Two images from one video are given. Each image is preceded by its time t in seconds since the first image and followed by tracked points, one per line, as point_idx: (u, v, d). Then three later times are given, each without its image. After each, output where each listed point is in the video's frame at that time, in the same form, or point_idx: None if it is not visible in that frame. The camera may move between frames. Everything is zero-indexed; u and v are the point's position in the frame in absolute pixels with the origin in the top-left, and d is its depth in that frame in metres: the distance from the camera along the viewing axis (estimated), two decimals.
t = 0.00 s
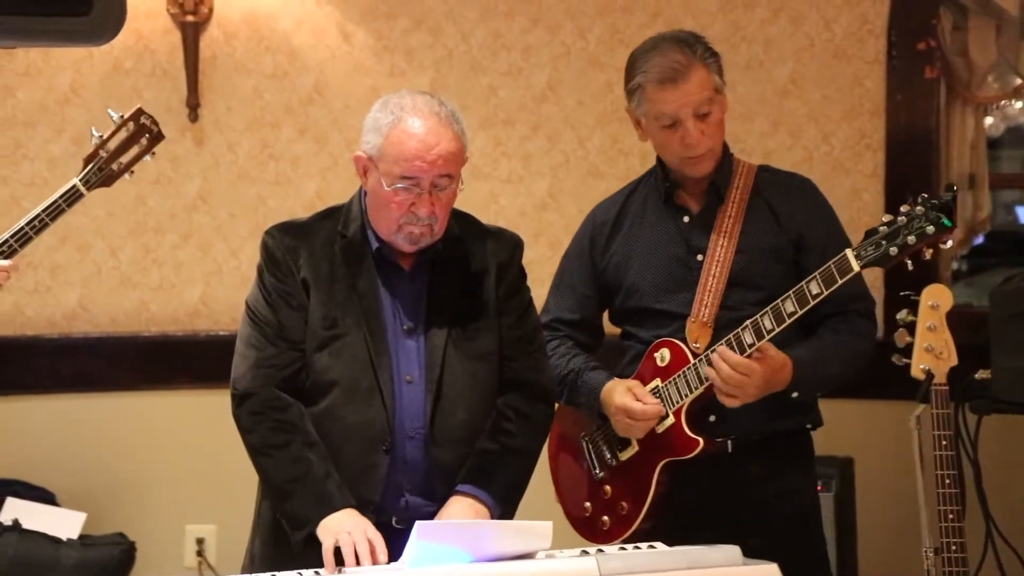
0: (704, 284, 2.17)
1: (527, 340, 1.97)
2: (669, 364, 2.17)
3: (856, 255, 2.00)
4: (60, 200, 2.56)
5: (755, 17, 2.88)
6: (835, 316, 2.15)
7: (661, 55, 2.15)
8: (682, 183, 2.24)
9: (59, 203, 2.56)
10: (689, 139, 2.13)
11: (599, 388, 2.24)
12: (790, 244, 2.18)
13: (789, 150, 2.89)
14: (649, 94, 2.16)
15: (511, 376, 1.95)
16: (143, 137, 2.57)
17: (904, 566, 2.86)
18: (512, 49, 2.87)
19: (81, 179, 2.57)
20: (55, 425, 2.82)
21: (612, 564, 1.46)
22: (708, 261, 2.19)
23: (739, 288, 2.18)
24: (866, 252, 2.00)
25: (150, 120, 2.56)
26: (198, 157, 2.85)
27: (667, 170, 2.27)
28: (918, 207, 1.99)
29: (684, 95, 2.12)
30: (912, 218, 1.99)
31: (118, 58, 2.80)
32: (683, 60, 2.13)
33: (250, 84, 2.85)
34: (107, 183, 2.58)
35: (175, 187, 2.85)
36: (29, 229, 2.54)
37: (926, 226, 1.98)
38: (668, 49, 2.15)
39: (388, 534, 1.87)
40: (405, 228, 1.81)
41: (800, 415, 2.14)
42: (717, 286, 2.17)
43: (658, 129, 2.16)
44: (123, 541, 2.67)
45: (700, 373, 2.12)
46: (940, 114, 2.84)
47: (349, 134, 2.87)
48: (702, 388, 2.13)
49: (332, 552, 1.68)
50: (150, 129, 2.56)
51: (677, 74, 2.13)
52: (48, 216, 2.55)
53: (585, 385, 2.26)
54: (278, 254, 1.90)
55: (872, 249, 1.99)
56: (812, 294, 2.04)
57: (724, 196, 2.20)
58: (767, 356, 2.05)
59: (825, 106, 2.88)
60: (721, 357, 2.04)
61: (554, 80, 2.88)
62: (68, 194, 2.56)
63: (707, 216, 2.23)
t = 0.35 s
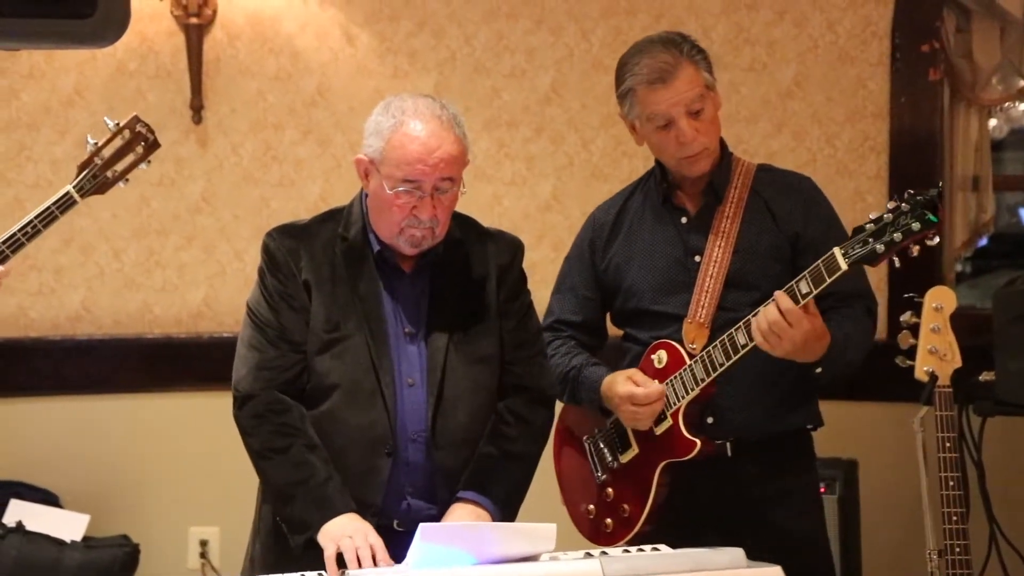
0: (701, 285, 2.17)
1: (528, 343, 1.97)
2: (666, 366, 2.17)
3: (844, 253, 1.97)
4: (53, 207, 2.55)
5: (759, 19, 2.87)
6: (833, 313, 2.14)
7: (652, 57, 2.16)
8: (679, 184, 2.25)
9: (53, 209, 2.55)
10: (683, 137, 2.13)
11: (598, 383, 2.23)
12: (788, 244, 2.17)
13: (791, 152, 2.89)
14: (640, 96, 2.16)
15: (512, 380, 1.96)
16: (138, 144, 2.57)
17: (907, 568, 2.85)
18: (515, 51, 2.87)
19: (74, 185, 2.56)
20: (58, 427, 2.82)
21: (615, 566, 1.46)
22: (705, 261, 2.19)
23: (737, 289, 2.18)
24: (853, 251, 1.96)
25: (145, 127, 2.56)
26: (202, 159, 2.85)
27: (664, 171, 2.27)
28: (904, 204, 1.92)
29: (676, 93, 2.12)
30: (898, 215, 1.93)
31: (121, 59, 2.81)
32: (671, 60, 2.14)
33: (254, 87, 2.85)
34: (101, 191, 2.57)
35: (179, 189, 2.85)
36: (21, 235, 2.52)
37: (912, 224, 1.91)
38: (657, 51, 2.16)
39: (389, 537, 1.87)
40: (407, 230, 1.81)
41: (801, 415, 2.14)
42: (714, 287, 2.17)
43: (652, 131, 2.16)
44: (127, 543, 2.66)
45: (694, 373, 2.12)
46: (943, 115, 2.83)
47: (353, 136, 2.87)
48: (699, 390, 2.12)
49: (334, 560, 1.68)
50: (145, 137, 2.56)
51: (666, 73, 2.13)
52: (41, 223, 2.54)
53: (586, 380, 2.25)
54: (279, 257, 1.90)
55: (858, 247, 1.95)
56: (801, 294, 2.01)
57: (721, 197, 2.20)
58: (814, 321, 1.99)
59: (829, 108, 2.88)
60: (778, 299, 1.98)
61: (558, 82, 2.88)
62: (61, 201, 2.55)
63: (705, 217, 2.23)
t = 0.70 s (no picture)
0: (710, 289, 2.18)
1: (530, 347, 1.98)
2: (673, 370, 2.16)
3: (856, 264, 1.97)
4: (39, 207, 2.55)
5: (760, 20, 2.87)
6: (842, 321, 2.13)
7: (668, 60, 2.15)
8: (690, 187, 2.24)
9: (39, 211, 2.55)
10: (695, 143, 2.13)
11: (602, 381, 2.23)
12: (797, 251, 2.17)
13: (792, 154, 2.89)
14: (654, 99, 2.16)
15: (514, 383, 1.96)
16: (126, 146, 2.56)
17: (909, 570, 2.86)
18: (516, 53, 2.87)
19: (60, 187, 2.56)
20: (59, 429, 2.82)
21: (616, 568, 1.46)
22: (714, 266, 2.19)
23: (744, 294, 2.18)
24: (866, 261, 1.96)
25: (133, 130, 2.56)
26: (203, 161, 2.85)
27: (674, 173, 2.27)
28: (918, 215, 1.93)
29: (691, 98, 2.12)
30: (912, 226, 1.93)
31: (122, 61, 2.81)
32: (687, 65, 2.14)
33: (255, 88, 2.85)
34: (87, 194, 2.56)
35: (180, 191, 2.86)
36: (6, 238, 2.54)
37: (926, 236, 1.91)
38: (675, 54, 2.15)
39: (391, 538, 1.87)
40: (409, 234, 1.81)
41: (806, 422, 2.14)
42: (722, 292, 2.17)
43: (665, 135, 2.16)
44: (128, 545, 2.66)
45: (702, 378, 2.12)
46: (944, 117, 2.84)
47: (354, 138, 2.87)
48: (706, 394, 2.12)
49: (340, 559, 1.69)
50: (133, 139, 2.56)
51: (682, 78, 2.13)
52: (26, 223, 2.55)
53: (589, 379, 2.25)
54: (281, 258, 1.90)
55: (871, 258, 1.95)
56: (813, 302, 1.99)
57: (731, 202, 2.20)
58: (829, 328, 1.99)
59: (830, 110, 2.88)
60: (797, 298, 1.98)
61: (559, 84, 2.88)
62: (47, 202, 2.55)
63: (714, 221, 2.22)
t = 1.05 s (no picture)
0: (727, 290, 2.18)
1: (537, 349, 1.98)
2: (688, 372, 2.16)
3: (889, 274, 2.00)
4: (27, 205, 2.56)
5: (762, 22, 2.87)
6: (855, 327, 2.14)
7: (697, 59, 2.15)
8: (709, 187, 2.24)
9: (24, 209, 2.55)
10: (723, 142, 2.13)
11: (614, 377, 2.22)
12: (812, 255, 2.18)
13: (794, 156, 2.89)
14: (684, 95, 2.15)
15: (522, 385, 1.96)
16: (108, 144, 2.55)
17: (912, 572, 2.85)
18: (518, 55, 2.87)
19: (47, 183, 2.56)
20: (60, 431, 2.82)
21: (617, 568, 1.46)
22: (730, 268, 2.19)
23: (760, 296, 2.18)
24: (898, 270, 2.00)
25: (115, 127, 2.54)
26: (205, 162, 2.85)
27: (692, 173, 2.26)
28: (953, 227, 2.00)
29: (722, 96, 2.12)
30: (946, 239, 2.00)
31: (124, 63, 2.81)
32: (721, 63, 2.13)
33: (256, 90, 2.85)
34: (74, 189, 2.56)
35: (182, 193, 2.86)
36: None
37: (962, 247, 1.98)
38: (703, 53, 2.15)
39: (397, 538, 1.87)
40: (414, 235, 1.81)
41: (815, 428, 2.15)
42: (738, 294, 2.17)
43: (692, 131, 2.15)
44: (129, 548, 2.65)
45: (721, 381, 2.13)
46: (947, 119, 2.83)
47: (356, 140, 2.87)
48: (723, 398, 2.14)
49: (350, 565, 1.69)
50: (115, 136, 2.54)
51: (716, 76, 2.12)
52: (14, 221, 2.55)
53: (600, 375, 2.24)
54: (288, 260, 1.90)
55: (904, 266, 1.99)
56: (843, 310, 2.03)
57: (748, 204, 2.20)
58: (858, 336, 1.99)
59: (832, 112, 2.88)
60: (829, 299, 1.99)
61: (561, 86, 2.87)
62: (35, 199, 2.56)
63: (730, 223, 2.22)
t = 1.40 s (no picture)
0: (745, 292, 2.19)
1: (541, 350, 1.99)
2: (707, 374, 2.16)
3: (918, 277, 2.01)
4: (22, 197, 2.55)
5: (763, 24, 2.87)
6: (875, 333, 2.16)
7: (723, 59, 2.15)
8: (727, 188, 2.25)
9: (22, 202, 2.55)
10: (744, 143, 2.13)
11: (629, 378, 2.20)
12: (829, 258, 2.19)
13: (795, 158, 2.89)
14: (706, 95, 2.15)
15: (526, 385, 1.98)
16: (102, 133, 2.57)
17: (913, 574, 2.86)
18: (519, 57, 2.87)
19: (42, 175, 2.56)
20: (61, 432, 2.82)
21: (618, 571, 1.46)
22: (748, 268, 2.20)
23: (777, 298, 2.19)
24: (928, 274, 2.00)
25: (108, 116, 2.56)
26: (206, 164, 2.85)
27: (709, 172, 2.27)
28: (985, 231, 1.99)
29: (745, 97, 2.12)
30: (978, 242, 1.99)
31: (126, 65, 2.82)
32: (746, 64, 2.13)
33: (257, 92, 2.85)
34: (69, 181, 2.57)
35: (183, 195, 2.86)
36: None
37: (994, 250, 1.98)
38: (728, 53, 2.15)
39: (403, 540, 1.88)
40: (419, 236, 1.81)
41: (831, 432, 2.17)
42: (757, 296, 2.18)
43: (712, 132, 2.16)
44: (130, 550, 2.64)
45: (742, 384, 2.12)
46: (948, 120, 2.82)
47: (357, 142, 2.87)
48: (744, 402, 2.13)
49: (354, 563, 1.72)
50: (109, 126, 2.56)
51: (741, 77, 2.13)
52: (11, 214, 2.55)
53: (614, 377, 2.22)
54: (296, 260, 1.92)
55: (934, 270, 2.00)
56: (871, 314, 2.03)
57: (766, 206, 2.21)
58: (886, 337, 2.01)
59: (833, 114, 2.88)
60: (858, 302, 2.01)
61: (561, 88, 2.87)
62: (30, 191, 2.55)
63: (748, 223, 2.23)
